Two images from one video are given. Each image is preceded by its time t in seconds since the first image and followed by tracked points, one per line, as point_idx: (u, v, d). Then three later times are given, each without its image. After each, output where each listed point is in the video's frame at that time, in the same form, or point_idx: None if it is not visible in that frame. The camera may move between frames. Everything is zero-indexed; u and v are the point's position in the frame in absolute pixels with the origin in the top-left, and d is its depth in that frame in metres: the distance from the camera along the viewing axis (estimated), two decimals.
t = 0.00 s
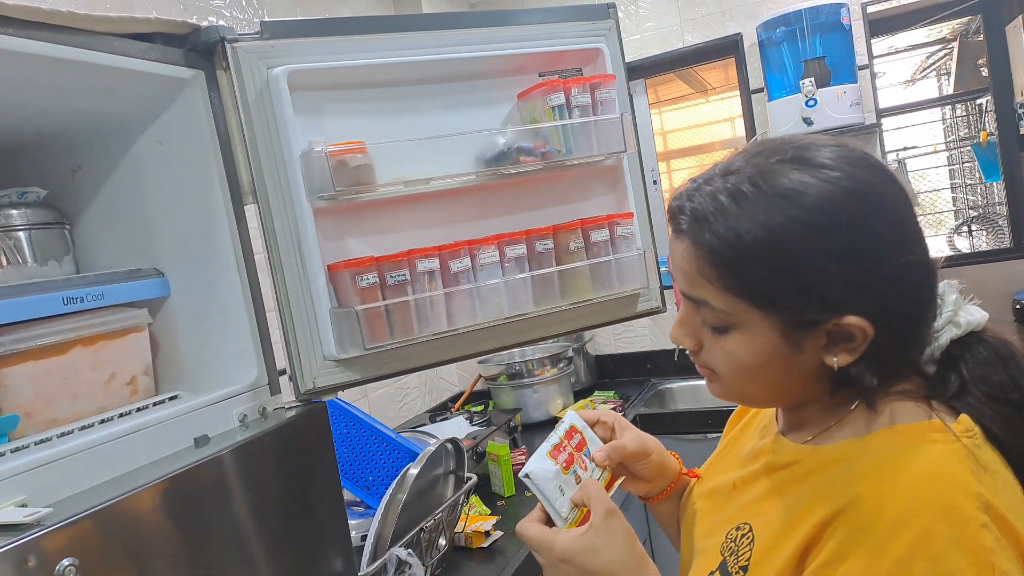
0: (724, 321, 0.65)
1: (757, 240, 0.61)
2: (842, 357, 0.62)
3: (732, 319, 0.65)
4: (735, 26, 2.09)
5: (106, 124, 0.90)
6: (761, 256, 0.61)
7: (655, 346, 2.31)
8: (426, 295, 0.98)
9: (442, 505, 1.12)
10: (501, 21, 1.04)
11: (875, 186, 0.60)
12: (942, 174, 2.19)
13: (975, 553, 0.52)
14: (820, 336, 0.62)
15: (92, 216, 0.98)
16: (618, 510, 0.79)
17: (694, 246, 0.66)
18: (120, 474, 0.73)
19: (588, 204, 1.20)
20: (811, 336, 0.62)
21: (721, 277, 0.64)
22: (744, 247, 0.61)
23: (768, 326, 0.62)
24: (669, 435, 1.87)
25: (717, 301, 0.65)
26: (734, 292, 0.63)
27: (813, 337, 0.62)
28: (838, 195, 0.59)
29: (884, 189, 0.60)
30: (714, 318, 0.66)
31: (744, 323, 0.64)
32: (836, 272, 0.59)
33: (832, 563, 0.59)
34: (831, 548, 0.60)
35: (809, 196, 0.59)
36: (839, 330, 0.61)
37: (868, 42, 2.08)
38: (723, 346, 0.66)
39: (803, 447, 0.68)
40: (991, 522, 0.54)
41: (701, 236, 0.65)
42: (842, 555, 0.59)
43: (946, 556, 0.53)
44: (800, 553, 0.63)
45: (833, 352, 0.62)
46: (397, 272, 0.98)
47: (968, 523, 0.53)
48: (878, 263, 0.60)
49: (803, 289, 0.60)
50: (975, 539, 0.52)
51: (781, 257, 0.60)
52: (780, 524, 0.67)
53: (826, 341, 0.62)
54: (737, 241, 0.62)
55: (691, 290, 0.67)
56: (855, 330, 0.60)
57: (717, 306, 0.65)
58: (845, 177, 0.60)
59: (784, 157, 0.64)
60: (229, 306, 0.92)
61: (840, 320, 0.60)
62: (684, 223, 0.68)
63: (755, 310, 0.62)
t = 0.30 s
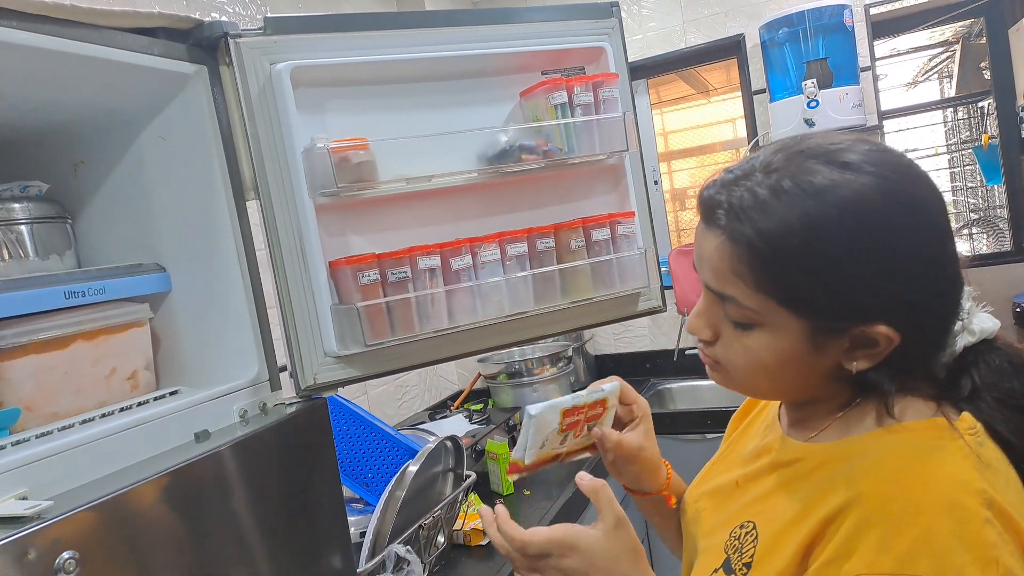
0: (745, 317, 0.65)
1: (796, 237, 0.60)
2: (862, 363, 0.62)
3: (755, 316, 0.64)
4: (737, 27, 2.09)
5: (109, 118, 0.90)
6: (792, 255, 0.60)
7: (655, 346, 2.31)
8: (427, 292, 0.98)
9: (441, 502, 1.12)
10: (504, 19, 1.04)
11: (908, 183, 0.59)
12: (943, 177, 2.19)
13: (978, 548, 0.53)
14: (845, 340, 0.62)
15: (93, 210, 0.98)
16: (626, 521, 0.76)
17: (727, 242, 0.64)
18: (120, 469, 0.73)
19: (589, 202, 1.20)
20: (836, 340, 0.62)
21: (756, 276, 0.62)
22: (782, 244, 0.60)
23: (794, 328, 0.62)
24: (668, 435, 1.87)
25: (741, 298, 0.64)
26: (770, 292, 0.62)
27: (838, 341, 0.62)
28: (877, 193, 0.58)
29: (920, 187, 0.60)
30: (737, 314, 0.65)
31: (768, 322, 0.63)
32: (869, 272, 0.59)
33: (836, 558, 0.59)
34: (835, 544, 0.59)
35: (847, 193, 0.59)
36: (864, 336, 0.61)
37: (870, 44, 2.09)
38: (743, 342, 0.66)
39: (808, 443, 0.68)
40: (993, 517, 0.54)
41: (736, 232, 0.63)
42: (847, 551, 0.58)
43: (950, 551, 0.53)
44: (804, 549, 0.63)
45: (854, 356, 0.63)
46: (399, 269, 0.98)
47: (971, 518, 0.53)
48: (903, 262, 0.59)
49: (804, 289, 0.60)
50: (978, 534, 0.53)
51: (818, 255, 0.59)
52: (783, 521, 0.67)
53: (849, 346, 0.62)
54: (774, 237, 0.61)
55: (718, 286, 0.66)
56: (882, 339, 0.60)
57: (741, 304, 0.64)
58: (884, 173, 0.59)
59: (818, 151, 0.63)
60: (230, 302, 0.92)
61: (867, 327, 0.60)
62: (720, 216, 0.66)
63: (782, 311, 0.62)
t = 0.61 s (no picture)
0: (746, 287, 0.65)
1: (803, 208, 0.62)
2: (861, 333, 0.62)
3: (756, 285, 0.64)
4: (737, 27, 2.09)
5: (109, 121, 0.90)
6: (797, 234, 0.61)
7: (655, 346, 2.32)
8: (426, 294, 0.99)
9: (442, 503, 1.12)
10: (504, 21, 1.04)
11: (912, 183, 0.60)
12: (944, 176, 2.19)
13: (988, 548, 0.53)
14: (844, 309, 0.62)
15: (94, 213, 0.98)
16: (639, 508, 0.78)
17: (732, 213, 0.66)
18: (120, 471, 0.73)
19: (589, 203, 1.20)
20: (836, 307, 0.62)
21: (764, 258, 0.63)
22: (787, 213, 0.62)
23: (794, 295, 0.62)
24: (669, 435, 1.87)
25: (743, 267, 0.64)
26: (773, 261, 0.63)
27: (837, 309, 0.62)
28: (875, 169, 0.61)
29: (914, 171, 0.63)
30: (738, 285, 0.65)
31: (770, 289, 0.63)
32: (871, 248, 0.60)
33: (847, 557, 0.59)
34: (845, 543, 0.59)
35: (847, 167, 0.61)
36: (861, 303, 0.61)
37: (870, 44, 2.09)
38: (744, 315, 0.65)
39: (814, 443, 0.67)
40: (1003, 517, 0.54)
41: (742, 202, 0.66)
42: (857, 550, 0.58)
43: (961, 551, 0.53)
44: (813, 548, 0.62)
45: (853, 327, 0.62)
46: (398, 271, 0.98)
47: (981, 518, 0.54)
48: (897, 254, 0.61)
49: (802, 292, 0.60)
50: (988, 534, 0.53)
51: (822, 226, 0.61)
52: (792, 521, 0.66)
53: (849, 315, 0.62)
54: (780, 205, 0.63)
55: (717, 257, 0.67)
56: (880, 304, 0.61)
57: (742, 272, 0.64)
58: (880, 151, 0.62)
59: (819, 136, 0.66)
60: (230, 303, 0.92)
61: (864, 291, 0.61)
62: (727, 190, 0.68)
63: (785, 277, 0.62)
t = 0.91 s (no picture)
0: (744, 285, 0.65)
1: (792, 207, 0.62)
2: (859, 320, 0.62)
3: (753, 282, 0.64)
4: (740, 27, 2.09)
5: (113, 120, 0.90)
6: (798, 234, 0.61)
7: (658, 347, 2.31)
8: (430, 293, 0.99)
9: (445, 503, 1.12)
10: (508, 20, 1.04)
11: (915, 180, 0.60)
12: (949, 177, 2.18)
13: (995, 529, 0.53)
14: (839, 298, 0.62)
15: (98, 212, 0.98)
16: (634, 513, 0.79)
17: (721, 214, 0.67)
18: (124, 469, 0.73)
19: (592, 203, 1.20)
20: (832, 295, 0.62)
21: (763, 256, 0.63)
22: (774, 208, 0.62)
23: (790, 288, 0.62)
24: (672, 436, 1.87)
25: (740, 266, 0.64)
26: (772, 258, 0.63)
27: (833, 298, 0.62)
28: (860, 162, 0.62)
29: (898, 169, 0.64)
30: (736, 284, 0.65)
31: (767, 285, 0.63)
32: (871, 243, 0.61)
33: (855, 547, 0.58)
34: (852, 533, 0.59)
35: (833, 161, 0.62)
36: (856, 289, 0.61)
37: (874, 44, 2.08)
38: (743, 314, 0.65)
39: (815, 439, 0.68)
40: (1008, 499, 0.54)
41: (729, 201, 0.66)
42: (864, 540, 0.58)
43: (967, 534, 0.53)
44: (820, 541, 0.62)
45: (851, 315, 0.62)
46: (402, 270, 0.98)
47: (986, 499, 0.54)
48: (897, 247, 0.61)
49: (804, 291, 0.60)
50: (994, 515, 0.53)
51: (811, 219, 0.61)
52: (799, 516, 0.66)
53: (846, 303, 0.62)
54: (767, 202, 0.63)
55: (711, 258, 0.67)
56: (873, 288, 0.61)
57: (739, 271, 0.64)
58: (864, 148, 0.63)
59: (802, 135, 0.67)
60: (234, 302, 0.92)
61: (857, 277, 0.61)
62: (714, 192, 0.68)
63: (781, 271, 0.62)
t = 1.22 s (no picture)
0: (748, 286, 0.64)
1: (789, 208, 0.62)
2: (864, 314, 0.61)
3: (757, 283, 0.63)
4: (745, 25, 2.08)
5: (117, 119, 0.90)
6: (801, 232, 0.61)
7: (662, 346, 2.31)
8: (435, 291, 0.99)
9: (450, 501, 1.12)
10: (512, 18, 1.04)
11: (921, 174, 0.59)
12: (954, 175, 2.15)
13: (1004, 514, 0.53)
14: (842, 293, 0.62)
15: (104, 211, 0.98)
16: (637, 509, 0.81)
17: (720, 219, 0.66)
18: (129, 467, 0.74)
19: (597, 200, 1.20)
20: (835, 290, 0.61)
21: (767, 254, 0.63)
22: (773, 210, 0.62)
23: (794, 286, 0.62)
24: (676, 435, 1.87)
25: (743, 267, 0.64)
26: (772, 258, 0.62)
27: (836, 293, 0.62)
28: (856, 160, 0.61)
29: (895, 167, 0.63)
30: (740, 285, 0.65)
31: (772, 285, 0.63)
32: (876, 239, 0.60)
33: (865, 537, 0.58)
34: (862, 523, 0.58)
35: (830, 160, 0.61)
36: (857, 284, 0.61)
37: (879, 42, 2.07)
38: (747, 315, 0.64)
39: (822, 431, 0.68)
40: (1016, 483, 0.54)
41: (728, 205, 0.65)
42: (874, 529, 0.57)
43: (977, 518, 0.53)
44: (830, 532, 0.62)
45: (854, 309, 0.62)
46: (407, 268, 0.98)
47: (994, 483, 0.53)
48: (900, 242, 0.61)
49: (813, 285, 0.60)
50: (1003, 500, 0.53)
51: (810, 219, 0.61)
52: (809, 508, 0.66)
53: (848, 297, 0.62)
54: (765, 204, 0.63)
55: (713, 261, 0.67)
56: (872, 281, 0.61)
57: (743, 272, 0.64)
58: (861, 146, 0.62)
59: (797, 133, 0.67)
60: (239, 299, 0.92)
61: (858, 271, 0.61)
62: (710, 195, 0.68)
63: (784, 270, 0.62)
